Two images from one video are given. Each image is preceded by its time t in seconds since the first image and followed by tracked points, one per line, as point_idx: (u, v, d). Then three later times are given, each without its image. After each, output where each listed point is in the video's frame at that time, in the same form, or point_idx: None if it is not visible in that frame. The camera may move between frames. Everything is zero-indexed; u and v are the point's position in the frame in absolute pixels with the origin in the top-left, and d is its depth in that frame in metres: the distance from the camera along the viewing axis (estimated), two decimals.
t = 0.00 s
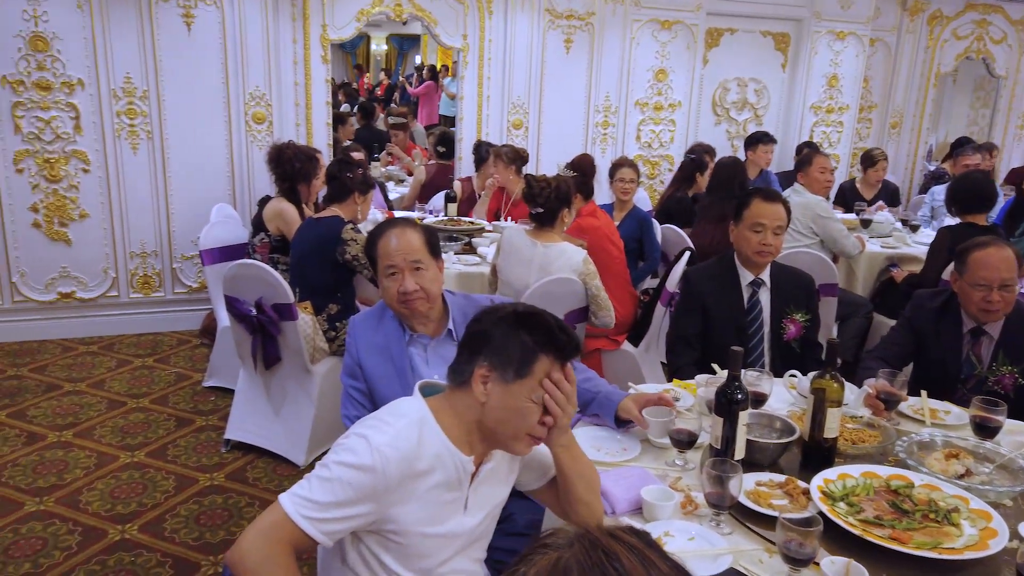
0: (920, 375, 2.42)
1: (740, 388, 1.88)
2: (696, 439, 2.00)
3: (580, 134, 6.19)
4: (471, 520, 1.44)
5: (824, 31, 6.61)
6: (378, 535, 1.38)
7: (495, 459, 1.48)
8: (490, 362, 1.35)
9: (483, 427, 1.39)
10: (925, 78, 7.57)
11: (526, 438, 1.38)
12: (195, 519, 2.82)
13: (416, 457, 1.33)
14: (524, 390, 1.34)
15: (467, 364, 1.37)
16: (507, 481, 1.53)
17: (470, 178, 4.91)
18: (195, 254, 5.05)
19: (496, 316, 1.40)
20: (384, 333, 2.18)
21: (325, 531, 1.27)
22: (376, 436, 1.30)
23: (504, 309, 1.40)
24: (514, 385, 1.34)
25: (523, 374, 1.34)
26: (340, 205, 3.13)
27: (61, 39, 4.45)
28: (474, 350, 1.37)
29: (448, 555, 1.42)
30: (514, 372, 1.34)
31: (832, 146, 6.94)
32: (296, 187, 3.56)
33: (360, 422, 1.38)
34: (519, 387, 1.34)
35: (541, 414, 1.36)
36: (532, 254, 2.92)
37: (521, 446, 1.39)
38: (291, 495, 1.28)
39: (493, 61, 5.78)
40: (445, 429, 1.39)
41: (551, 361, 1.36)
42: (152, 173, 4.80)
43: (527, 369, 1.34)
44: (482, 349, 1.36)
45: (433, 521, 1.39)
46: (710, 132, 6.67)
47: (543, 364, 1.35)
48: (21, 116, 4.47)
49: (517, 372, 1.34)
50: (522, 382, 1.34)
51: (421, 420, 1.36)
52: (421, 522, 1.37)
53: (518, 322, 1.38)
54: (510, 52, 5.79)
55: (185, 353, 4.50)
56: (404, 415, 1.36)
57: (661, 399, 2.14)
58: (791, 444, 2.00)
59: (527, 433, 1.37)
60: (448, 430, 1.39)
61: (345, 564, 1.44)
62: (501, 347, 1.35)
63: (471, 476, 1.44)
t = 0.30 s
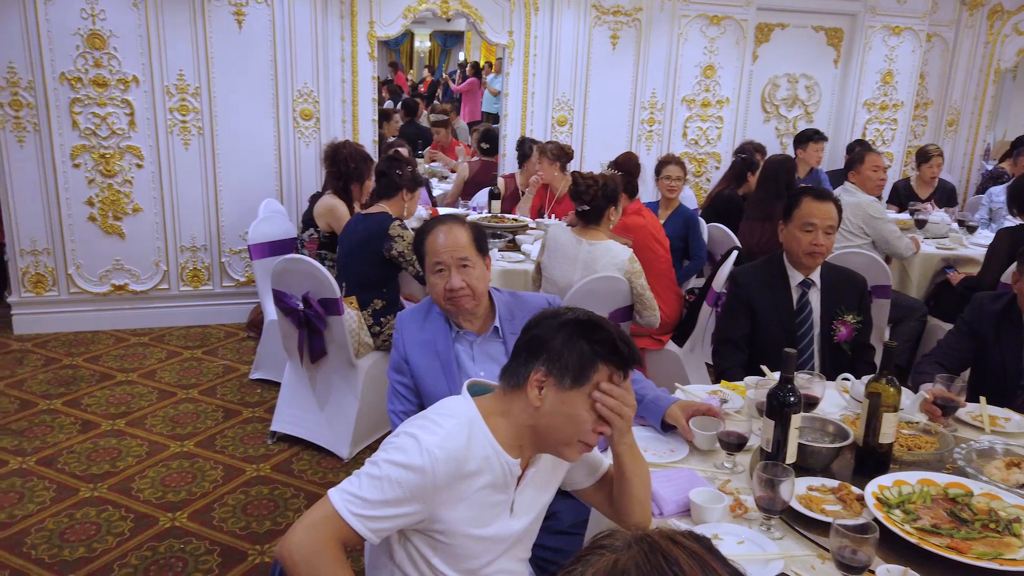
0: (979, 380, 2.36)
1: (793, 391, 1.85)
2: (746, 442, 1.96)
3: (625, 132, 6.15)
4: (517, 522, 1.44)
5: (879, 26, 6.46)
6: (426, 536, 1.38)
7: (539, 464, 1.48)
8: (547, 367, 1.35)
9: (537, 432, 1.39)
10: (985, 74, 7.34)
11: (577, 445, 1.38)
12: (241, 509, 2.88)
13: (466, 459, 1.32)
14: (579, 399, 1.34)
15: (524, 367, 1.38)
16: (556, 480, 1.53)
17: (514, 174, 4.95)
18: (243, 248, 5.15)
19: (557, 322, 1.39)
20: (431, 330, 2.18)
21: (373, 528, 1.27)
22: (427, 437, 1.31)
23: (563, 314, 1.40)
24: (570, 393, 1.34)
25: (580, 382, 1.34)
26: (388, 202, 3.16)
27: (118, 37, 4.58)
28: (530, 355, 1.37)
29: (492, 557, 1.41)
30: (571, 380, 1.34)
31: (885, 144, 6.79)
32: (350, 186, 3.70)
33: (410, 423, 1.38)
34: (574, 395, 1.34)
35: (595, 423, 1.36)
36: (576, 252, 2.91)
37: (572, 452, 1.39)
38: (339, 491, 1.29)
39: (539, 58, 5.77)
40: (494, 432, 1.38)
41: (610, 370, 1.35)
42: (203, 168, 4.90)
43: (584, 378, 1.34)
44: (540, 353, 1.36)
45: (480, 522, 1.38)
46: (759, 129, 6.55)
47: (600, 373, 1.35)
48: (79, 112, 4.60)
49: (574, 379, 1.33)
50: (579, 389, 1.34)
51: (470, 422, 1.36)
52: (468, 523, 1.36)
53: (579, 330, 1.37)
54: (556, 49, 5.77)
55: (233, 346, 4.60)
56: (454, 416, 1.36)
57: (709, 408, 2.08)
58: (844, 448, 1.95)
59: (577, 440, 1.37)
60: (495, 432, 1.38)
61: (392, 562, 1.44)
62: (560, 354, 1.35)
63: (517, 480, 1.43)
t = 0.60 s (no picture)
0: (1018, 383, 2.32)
1: (829, 392, 1.82)
2: (779, 443, 1.95)
3: (656, 131, 6.13)
4: (552, 521, 1.43)
5: (916, 23, 6.37)
6: (460, 532, 1.38)
7: (575, 460, 1.47)
8: (570, 364, 1.35)
9: (571, 428, 1.39)
10: None
11: (615, 433, 1.37)
12: (273, 504, 2.92)
13: (501, 458, 1.33)
14: (607, 388, 1.34)
15: (547, 367, 1.38)
16: (591, 476, 1.53)
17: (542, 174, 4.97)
18: (275, 247, 5.22)
19: (571, 316, 1.39)
20: (463, 328, 2.19)
21: (409, 524, 1.27)
22: (463, 435, 1.32)
23: (577, 306, 1.39)
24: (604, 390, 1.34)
25: (606, 372, 1.34)
26: (424, 202, 3.17)
27: (155, 38, 4.67)
28: (552, 354, 1.38)
29: (525, 555, 1.41)
30: (596, 371, 1.34)
31: (921, 143, 6.70)
32: (390, 191, 3.79)
33: (446, 419, 1.40)
34: (602, 387, 1.34)
35: (627, 408, 1.36)
36: (607, 251, 2.89)
37: (613, 440, 1.38)
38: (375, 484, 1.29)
39: (569, 57, 5.76)
40: (528, 430, 1.38)
41: (634, 353, 1.35)
42: (236, 168, 4.98)
43: (608, 366, 1.33)
44: (561, 352, 1.37)
45: (515, 521, 1.38)
46: (792, 128, 6.48)
47: (625, 359, 1.34)
48: (117, 112, 4.70)
49: (599, 371, 1.33)
50: (605, 379, 1.34)
51: (506, 420, 1.37)
52: (503, 521, 1.37)
53: (595, 320, 1.37)
54: (586, 47, 5.76)
55: (265, 342, 4.66)
56: (490, 414, 1.37)
57: (740, 413, 2.07)
58: (880, 450, 1.92)
59: (615, 428, 1.37)
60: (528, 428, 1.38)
61: (426, 556, 1.45)
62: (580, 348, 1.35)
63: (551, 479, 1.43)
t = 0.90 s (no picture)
0: None
1: (855, 387, 1.81)
2: (805, 439, 1.93)
3: (678, 127, 6.10)
4: (573, 513, 1.41)
5: (944, 18, 6.30)
6: (480, 523, 1.37)
7: (592, 450, 1.47)
8: (571, 346, 1.35)
9: (590, 413, 1.38)
10: None
11: (638, 394, 1.38)
12: (295, 495, 2.94)
13: (519, 448, 1.31)
14: (613, 356, 1.34)
15: (549, 358, 1.37)
16: (607, 481, 1.52)
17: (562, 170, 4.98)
18: (297, 241, 5.26)
19: (555, 300, 1.38)
20: (484, 320, 2.19)
21: (428, 513, 1.26)
22: (481, 425, 1.30)
23: (557, 288, 1.39)
24: (624, 373, 1.35)
25: (607, 341, 1.34)
26: (454, 199, 3.17)
27: (180, 33, 4.72)
28: (552, 342, 1.36)
29: (549, 544, 1.39)
30: (599, 344, 1.33)
31: (949, 139, 6.63)
32: (412, 186, 3.82)
33: (464, 410, 1.38)
34: (610, 357, 1.34)
35: (636, 367, 1.36)
36: (630, 247, 2.89)
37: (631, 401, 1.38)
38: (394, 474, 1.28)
39: (591, 52, 5.75)
40: (544, 420, 1.37)
41: (623, 312, 1.35)
42: (259, 162, 5.03)
43: (607, 334, 1.33)
44: (559, 338, 1.36)
45: (536, 510, 1.36)
46: (816, 124, 6.41)
47: (620, 321, 1.35)
48: (142, 107, 4.76)
49: (600, 341, 1.33)
50: (608, 349, 1.34)
51: (522, 410, 1.35)
52: (524, 510, 1.35)
53: (579, 295, 1.37)
54: (608, 42, 5.74)
55: (287, 336, 4.70)
56: (508, 404, 1.35)
57: (766, 406, 2.05)
58: (907, 447, 1.90)
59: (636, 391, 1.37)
60: (547, 418, 1.38)
61: (448, 547, 1.43)
62: (575, 328, 1.35)
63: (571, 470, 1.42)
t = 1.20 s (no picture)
0: None
1: (875, 382, 1.79)
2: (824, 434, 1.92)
3: (696, 120, 6.06)
4: (587, 506, 1.41)
5: (969, 10, 6.21)
6: (493, 514, 1.37)
7: (609, 442, 1.46)
8: (601, 343, 1.33)
9: (608, 408, 1.37)
10: None
11: (652, 404, 1.36)
12: (311, 484, 2.97)
13: (534, 440, 1.31)
14: (640, 363, 1.33)
15: (575, 349, 1.35)
16: (624, 468, 1.51)
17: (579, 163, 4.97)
18: (315, 233, 5.29)
19: (595, 294, 1.35)
20: (501, 312, 2.20)
21: (442, 504, 1.26)
22: (495, 417, 1.30)
23: (601, 282, 1.35)
24: (647, 381, 1.34)
25: (638, 347, 1.32)
26: (479, 192, 3.19)
27: (200, 25, 4.74)
28: (582, 334, 1.34)
29: (562, 537, 1.39)
30: (629, 348, 1.32)
31: (972, 133, 6.55)
32: (429, 178, 3.84)
33: (478, 401, 1.38)
34: (636, 363, 1.33)
35: (662, 377, 1.35)
36: (645, 239, 2.89)
37: (647, 411, 1.37)
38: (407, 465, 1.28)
39: (610, 44, 5.73)
40: (560, 414, 1.37)
41: (663, 324, 1.34)
42: (278, 153, 5.06)
43: (640, 342, 1.32)
44: (590, 332, 1.34)
45: (550, 503, 1.36)
46: (837, 118, 6.32)
47: (655, 331, 1.33)
48: (162, 98, 4.79)
49: (632, 347, 1.32)
50: (637, 355, 1.32)
51: (538, 402, 1.35)
52: (537, 503, 1.35)
53: (622, 296, 1.34)
54: (628, 34, 5.71)
55: (304, 327, 4.73)
56: (523, 396, 1.35)
57: (784, 401, 2.04)
58: (928, 443, 1.89)
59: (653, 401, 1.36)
60: (564, 412, 1.38)
61: (461, 537, 1.43)
62: (609, 326, 1.32)
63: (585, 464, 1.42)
